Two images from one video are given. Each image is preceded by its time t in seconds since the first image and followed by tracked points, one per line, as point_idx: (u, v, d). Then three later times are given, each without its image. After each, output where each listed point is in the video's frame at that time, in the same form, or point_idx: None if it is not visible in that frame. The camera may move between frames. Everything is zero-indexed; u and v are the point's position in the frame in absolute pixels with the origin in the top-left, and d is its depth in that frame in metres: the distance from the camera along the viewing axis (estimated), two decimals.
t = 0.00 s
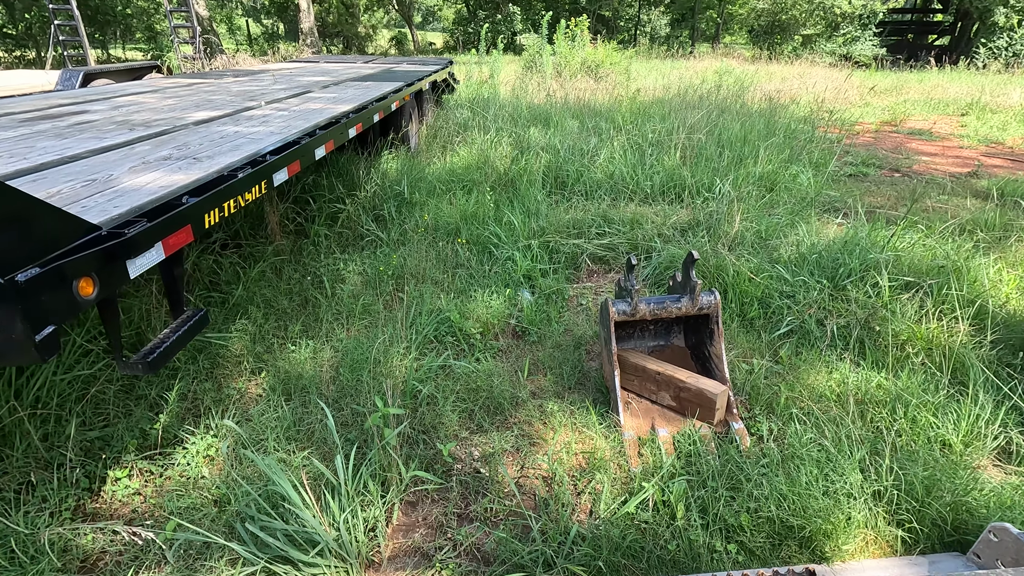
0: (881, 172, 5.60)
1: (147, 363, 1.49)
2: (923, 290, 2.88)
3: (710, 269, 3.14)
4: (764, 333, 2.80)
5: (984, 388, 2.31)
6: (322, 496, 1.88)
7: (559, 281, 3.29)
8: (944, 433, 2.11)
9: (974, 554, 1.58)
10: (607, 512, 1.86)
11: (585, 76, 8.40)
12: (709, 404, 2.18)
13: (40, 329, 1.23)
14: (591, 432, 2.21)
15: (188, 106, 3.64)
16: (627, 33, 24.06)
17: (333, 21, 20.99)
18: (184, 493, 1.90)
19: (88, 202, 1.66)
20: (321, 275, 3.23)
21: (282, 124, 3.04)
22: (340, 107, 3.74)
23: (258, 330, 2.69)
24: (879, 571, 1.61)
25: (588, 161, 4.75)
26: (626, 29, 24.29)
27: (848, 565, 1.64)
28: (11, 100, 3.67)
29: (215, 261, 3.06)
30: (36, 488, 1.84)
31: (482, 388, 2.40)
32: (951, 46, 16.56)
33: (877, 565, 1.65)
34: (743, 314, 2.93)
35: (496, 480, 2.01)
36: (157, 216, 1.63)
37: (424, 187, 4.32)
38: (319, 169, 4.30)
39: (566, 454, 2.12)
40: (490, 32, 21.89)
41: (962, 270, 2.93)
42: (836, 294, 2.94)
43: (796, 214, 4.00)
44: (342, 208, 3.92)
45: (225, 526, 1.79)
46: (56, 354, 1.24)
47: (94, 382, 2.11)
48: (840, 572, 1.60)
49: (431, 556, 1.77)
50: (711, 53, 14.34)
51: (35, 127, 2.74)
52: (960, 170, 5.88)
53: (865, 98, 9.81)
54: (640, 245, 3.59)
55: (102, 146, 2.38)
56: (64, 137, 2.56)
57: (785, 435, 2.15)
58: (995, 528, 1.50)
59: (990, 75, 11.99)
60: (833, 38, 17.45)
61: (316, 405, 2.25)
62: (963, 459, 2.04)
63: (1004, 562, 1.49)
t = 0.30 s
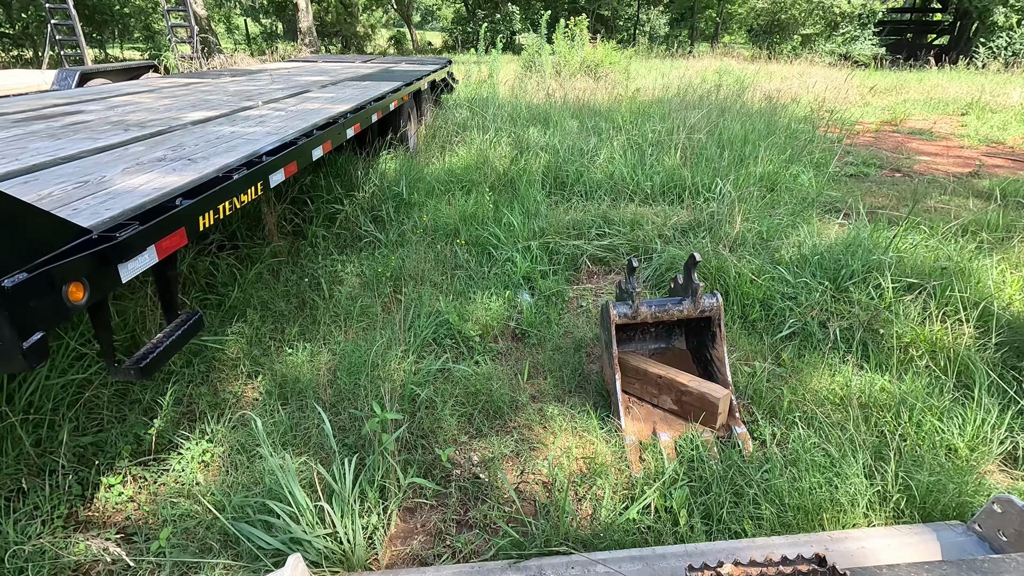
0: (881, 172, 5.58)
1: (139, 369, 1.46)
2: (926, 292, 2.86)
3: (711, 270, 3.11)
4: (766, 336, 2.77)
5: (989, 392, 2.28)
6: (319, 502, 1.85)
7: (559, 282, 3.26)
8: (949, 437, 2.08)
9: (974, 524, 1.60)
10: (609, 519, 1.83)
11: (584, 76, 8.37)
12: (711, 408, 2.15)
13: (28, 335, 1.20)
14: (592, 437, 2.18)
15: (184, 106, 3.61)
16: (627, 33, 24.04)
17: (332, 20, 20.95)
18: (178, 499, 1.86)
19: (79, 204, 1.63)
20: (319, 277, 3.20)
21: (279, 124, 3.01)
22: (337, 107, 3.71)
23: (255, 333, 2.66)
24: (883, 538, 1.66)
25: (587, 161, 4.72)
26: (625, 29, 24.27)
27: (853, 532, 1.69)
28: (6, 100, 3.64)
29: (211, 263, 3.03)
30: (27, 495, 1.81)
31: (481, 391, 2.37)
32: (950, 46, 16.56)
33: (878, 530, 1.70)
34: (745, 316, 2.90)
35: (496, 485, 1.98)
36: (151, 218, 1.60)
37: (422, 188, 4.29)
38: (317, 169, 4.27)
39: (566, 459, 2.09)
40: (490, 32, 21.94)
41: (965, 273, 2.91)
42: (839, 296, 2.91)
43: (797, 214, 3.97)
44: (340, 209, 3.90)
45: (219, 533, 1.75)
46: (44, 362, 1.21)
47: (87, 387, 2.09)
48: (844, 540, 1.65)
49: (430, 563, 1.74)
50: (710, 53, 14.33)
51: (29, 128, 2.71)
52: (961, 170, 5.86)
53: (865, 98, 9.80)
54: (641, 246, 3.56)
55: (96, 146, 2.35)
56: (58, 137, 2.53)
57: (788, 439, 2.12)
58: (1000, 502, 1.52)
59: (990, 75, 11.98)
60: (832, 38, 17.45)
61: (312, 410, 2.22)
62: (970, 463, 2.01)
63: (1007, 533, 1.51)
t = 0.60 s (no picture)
0: (880, 172, 5.59)
1: (138, 369, 1.46)
2: (925, 291, 2.87)
3: (710, 270, 3.11)
4: (765, 335, 2.77)
5: (987, 391, 2.28)
6: (317, 503, 1.85)
7: (558, 282, 3.26)
8: (948, 437, 2.08)
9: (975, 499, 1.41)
10: (608, 519, 1.83)
11: (583, 75, 8.37)
12: (710, 408, 2.15)
13: (25, 336, 1.20)
14: (591, 437, 2.18)
15: (182, 105, 3.60)
16: (626, 33, 24.06)
17: (330, 19, 20.96)
18: (176, 500, 1.86)
19: (77, 204, 1.63)
20: (318, 276, 3.20)
21: (278, 124, 3.01)
22: (336, 107, 3.70)
23: (254, 333, 2.66)
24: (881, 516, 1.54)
25: (587, 160, 4.73)
26: (624, 28, 24.29)
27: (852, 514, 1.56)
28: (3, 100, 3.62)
29: (209, 263, 3.03)
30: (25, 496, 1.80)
31: (480, 391, 2.37)
32: (948, 45, 16.60)
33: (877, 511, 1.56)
34: (744, 315, 2.90)
35: (495, 485, 1.98)
36: (148, 218, 1.60)
37: (421, 187, 4.29)
38: (315, 169, 4.27)
39: (565, 458, 2.09)
40: (488, 32, 21.99)
41: (963, 272, 2.92)
42: (838, 296, 2.92)
43: (796, 214, 3.97)
44: (338, 209, 3.90)
45: (217, 534, 1.75)
46: (41, 362, 1.21)
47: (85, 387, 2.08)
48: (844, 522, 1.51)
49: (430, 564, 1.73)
50: (708, 52, 14.34)
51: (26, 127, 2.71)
52: (960, 169, 5.88)
53: (863, 97, 9.82)
54: (639, 245, 3.56)
55: (93, 146, 2.35)
56: (55, 137, 2.53)
57: (787, 439, 2.12)
58: (1003, 474, 1.32)
59: (987, 74, 12.02)
60: (830, 37, 17.50)
61: (311, 410, 2.21)
62: (970, 463, 2.00)
63: (1009, 508, 1.30)
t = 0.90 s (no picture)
0: (878, 171, 5.60)
1: (137, 368, 1.46)
2: (923, 290, 2.88)
3: (708, 269, 3.11)
4: (764, 334, 2.77)
5: (983, 390, 2.29)
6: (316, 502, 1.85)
7: (556, 281, 3.26)
8: (945, 435, 2.07)
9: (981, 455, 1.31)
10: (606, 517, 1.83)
11: (582, 75, 8.38)
12: (708, 407, 2.15)
13: (25, 335, 1.20)
14: (589, 435, 2.19)
15: (181, 105, 3.60)
16: (625, 32, 24.05)
17: (329, 19, 20.93)
18: (175, 499, 1.86)
19: (76, 203, 1.63)
20: (317, 276, 3.20)
21: (276, 123, 3.01)
22: (335, 106, 3.70)
23: (253, 332, 2.66)
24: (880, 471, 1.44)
25: (585, 160, 4.73)
26: (623, 28, 24.28)
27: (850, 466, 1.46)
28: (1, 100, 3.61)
29: (208, 262, 3.04)
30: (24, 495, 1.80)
31: (479, 390, 2.38)
32: (946, 44, 16.62)
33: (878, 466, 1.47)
34: (742, 314, 2.91)
35: (493, 484, 1.99)
36: (147, 218, 1.60)
37: (420, 187, 4.29)
38: (314, 168, 4.27)
39: (564, 457, 2.09)
40: (487, 31, 21.98)
41: (960, 271, 2.93)
42: (835, 295, 2.92)
43: (794, 213, 3.97)
44: (337, 208, 3.90)
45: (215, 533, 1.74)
46: (40, 361, 1.21)
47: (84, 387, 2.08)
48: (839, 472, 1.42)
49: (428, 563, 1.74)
50: (708, 51, 14.33)
51: (24, 127, 2.71)
52: (958, 168, 5.89)
53: (862, 97, 9.84)
54: (638, 244, 3.57)
55: (92, 146, 2.34)
56: (54, 136, 2.53)
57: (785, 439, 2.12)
58: (1007, 428, 1.21)
59: (986, 73, 12.04)
60: (828, 37, 17.53)
61: (310, 409, 2.22)
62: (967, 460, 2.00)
63: (1012, 462, 1.20)
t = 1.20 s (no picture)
0: (874, 169, 5.65)
1: (143, 357, 1.50)
2: (913, 285, 2.93)
3: (703, 264, 3.16)
4: (756, 327, 2.82)
5: (970, 380, 2.34)
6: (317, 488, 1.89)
7: (553, 276, 3.31)
8: (930, 423, 2.12)
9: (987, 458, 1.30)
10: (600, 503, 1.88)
11: (580, 74, 8.43)
12: (700, 397, 2.20)
13: (37, 322, 1.25)
14: (584, 425, 2.24)
15: (182, 103, 3.64)
16: (623, 31, 24.11)
17: (328, 18, 20.97)
18: (180, 486, 1.90)
19: (83, 196, 1.68)
20: (316, 271, 3.24)
21: (276, 120, 3.05)
22: (334, 104, 3.75)
23: (254, 326, 2.71)
24: (883, 473, 1.43)
25: (582, 157, 4.78)
26: (622, 27, 24.34)
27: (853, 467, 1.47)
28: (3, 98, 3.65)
29: (209, 258, 3.08)
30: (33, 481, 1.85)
31: (476, 382, 2.42)
32: (944, 44, 16.68)
33: (884, 468, 1.47)
34: (735, 308, 2.95)
35: (490, 472, 2.03)
36: (153, 211, 1.65)
37: (419, 184, 4.34)
38: (314, 165, 4.32)
39: (559, 446, 2.14)
40: (486, 30, 22.04)
41: (950, 266, 2.98)
42: (827, 289, 2.97)
43: (788, 210, 4.01)
44: (337, 205, 3.94)
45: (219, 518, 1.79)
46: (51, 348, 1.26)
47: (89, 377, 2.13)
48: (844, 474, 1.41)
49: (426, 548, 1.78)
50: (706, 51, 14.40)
51: (28, 124, 2.75)
52: (952, 166, 5.95)
53: (859, 96, 9.90)
54: (634, 240, 3.61)
55: (95, 142, 2.39)
56: (58, 133, 2.57)
57: (775, 428, 2.17)
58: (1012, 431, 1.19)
59: (983, 72, 12.10)
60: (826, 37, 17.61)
61: (311, 399, 2.26)
62: (951, 448, 2.05)
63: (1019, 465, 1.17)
